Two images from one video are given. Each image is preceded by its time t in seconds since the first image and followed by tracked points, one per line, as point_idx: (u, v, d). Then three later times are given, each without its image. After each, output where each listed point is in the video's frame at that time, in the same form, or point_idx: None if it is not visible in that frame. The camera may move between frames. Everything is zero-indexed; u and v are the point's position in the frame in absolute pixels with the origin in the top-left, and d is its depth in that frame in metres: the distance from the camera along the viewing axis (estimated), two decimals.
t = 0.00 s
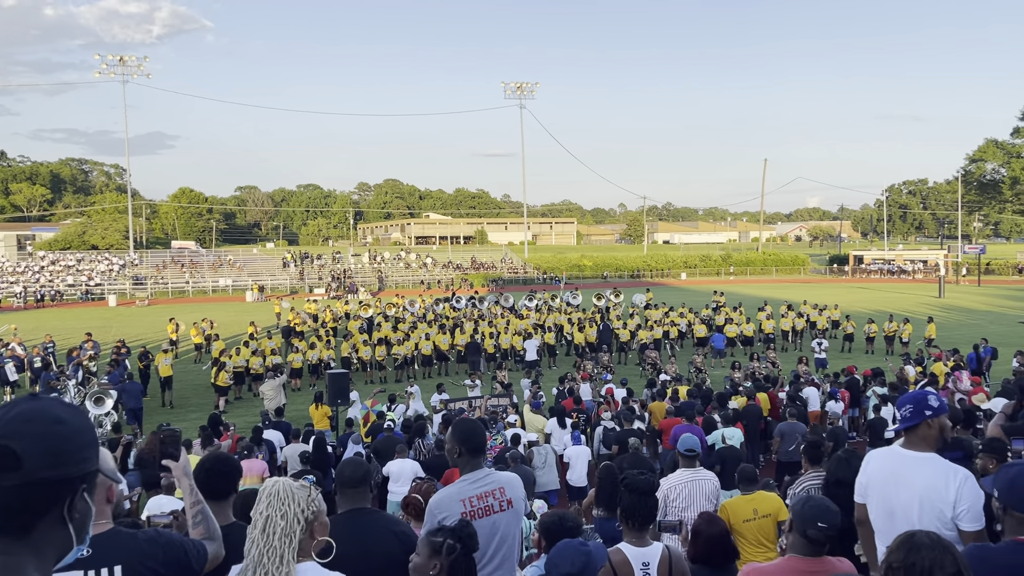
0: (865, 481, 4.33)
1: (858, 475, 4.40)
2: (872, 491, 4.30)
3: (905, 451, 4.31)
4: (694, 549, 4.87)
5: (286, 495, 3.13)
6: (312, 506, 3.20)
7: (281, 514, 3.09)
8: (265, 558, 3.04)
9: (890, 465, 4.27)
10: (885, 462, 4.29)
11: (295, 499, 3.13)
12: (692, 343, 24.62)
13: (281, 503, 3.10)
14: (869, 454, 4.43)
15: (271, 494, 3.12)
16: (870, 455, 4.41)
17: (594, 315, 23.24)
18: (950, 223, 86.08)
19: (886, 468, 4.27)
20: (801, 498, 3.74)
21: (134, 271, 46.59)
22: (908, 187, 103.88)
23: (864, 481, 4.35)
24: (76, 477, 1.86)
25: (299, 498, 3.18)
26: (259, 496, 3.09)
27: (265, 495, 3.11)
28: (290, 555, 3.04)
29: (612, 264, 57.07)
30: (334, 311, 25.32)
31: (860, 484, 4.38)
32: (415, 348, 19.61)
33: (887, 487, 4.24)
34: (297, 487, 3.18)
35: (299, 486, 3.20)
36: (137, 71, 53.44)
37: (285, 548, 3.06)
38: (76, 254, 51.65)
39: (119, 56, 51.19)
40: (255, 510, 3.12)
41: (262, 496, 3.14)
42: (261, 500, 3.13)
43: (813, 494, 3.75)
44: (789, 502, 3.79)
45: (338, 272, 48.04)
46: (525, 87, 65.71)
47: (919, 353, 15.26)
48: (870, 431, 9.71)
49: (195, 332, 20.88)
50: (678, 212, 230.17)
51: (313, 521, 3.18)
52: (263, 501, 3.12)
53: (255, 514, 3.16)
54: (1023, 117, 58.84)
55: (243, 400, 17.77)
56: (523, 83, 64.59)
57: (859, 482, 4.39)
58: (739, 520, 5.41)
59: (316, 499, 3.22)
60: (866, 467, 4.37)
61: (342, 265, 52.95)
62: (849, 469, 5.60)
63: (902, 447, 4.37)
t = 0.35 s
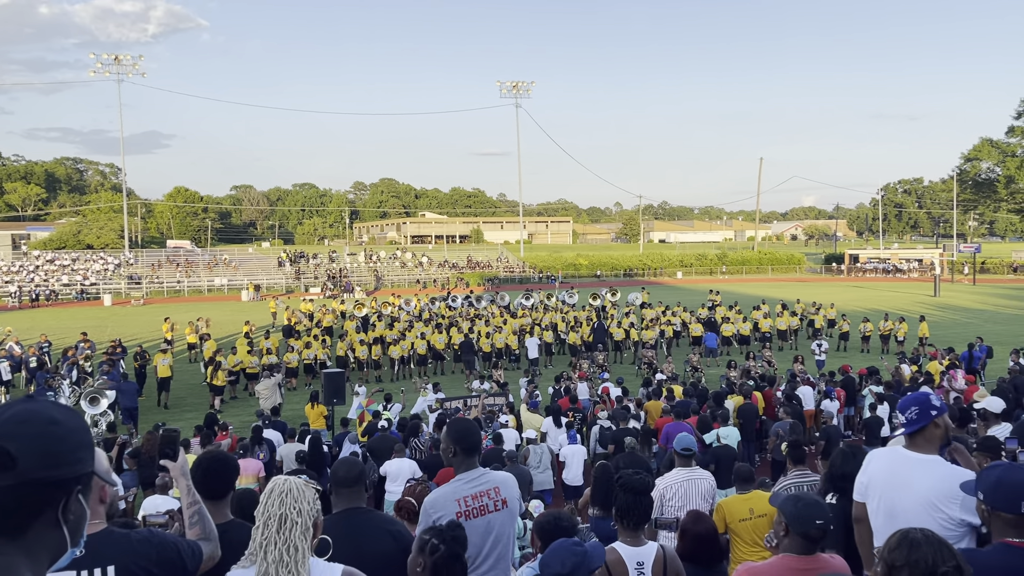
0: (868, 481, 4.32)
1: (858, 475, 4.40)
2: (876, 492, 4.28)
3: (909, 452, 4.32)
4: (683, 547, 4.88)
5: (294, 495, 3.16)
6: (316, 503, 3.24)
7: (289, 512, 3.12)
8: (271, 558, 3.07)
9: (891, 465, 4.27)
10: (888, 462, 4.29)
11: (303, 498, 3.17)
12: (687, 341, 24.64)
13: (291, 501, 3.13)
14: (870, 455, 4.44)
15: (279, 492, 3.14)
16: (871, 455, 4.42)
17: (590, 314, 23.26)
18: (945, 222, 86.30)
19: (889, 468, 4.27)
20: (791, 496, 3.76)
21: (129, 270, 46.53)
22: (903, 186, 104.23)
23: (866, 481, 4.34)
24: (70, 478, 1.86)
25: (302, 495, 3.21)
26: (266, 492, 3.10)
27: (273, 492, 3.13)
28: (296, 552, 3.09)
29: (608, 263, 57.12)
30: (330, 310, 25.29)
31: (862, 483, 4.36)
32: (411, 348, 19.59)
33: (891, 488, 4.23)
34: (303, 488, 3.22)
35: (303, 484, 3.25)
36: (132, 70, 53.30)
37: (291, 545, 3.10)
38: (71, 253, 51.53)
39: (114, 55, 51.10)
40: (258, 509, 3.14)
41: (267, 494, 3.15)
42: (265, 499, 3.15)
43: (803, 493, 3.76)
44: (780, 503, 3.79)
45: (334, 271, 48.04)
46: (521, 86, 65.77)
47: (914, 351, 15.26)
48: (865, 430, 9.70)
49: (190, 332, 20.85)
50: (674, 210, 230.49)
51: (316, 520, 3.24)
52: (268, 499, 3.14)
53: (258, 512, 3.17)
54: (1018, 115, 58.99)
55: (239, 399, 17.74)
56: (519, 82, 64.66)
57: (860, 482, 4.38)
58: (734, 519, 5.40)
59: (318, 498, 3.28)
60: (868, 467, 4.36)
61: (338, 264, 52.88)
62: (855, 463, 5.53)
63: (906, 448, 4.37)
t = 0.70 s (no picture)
0: (875, 484, 4.29)
1: (864, 479, 4.36)
2: (883, 495, 4.26)
3: (915, 453, 4.33)
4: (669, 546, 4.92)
5: (310, 494, 3.19)
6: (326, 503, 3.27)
7: (306, 510, 3.15)
8: (285, 558, 3.10)
9: (898, 467, 4.27)
10: (894, 463, 4.30)
11: (318, 496, 3.21)
12: (684, 340, 24.66)
13: (309, 500, 3.17)
14: (874, 456, 4.42)
15: (296, 490, 3.16)
16: (876, 458, 4.39)
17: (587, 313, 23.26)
18: (942, 221, 86.47)
19: (896, 471, 4.26)
20: (785, 495, 3.76)
21: (126, 269, 46.51)
22: (901, 186, 104.41)
23: (873, 485, 4.30)
24: (80, 476, 1.87)
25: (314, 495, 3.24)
26: (283, 489, 3.11)
27: (290, 491, 3.15)
28: (311, 551, 3.13)
29: (606, 262, 57.19)
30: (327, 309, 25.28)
31: (867, 487, 4.33)
32: (409, 347, 19.58)
33: (900, 491, 4.21)
34: (317, 486, 3.26)
35: (316, 482, 3.28)
36: (130, 68, 53.15)
37: (307, 543, 3.14)
38: (68, 252, 51.47)
39: (111, 53, 51.03)
40: (271, 507, 3.15)
41: (280, 492, 3.17)
42: (279, 496, 3.16)
43: (796, 491, 3.77)
44: (776, 502, 3.80)
45: (331, 270, 48.07)
46: (519, 86, 65.76)
47: (912, 351, 15.26)
48: (863, 429, 9.70)
49: (188, 330, 20.86)
50: (673, 209, 230.81)
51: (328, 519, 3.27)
52: (283, 496, 3.15)
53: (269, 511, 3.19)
54: (1015, 115, 59.08)
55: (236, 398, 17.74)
56: (517, 81, 64.72)
57: (866, 485, 4.34)
58: (733, 519, 5.40)
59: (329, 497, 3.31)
60: (874, 470, 4.33)
61: (335, 263, 52.85)
62: (850, 461, 5.51)
63: (910, 449, 4.40)
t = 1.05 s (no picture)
0: (883, 486, 4.30)
1: (871, 481, 4.37)
2: (890, 497, 4.27)
3: (919, 453, 4.37)
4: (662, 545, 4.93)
5: (327, 496, 3.26)
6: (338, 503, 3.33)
7: (321, 511, 3.22)
8: (302, 554, 3.16)
9: (904, 469, 4.29)
10: (900, 464, 4.31)
11: (333, 496, 3.28)
12: (681, 340, 24.67)
13: (325, 500, 3.24)
14: (880, 459, 4.43)
15: (316, 491, 3.24)
16: (881, 460, 4.41)
17: (584, 312, 23.28)
18: (939, 222, 86.62)
19: (903, 473, 4.28)
20: (788, 494, 3.75)
21: (123, 267, 46.43)
22: (898, 185, 104.65)
23: (881, 487, 4.31)
24: (87, 469, 1.85)
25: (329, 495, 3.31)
26: (306, 489, 3.18)
27: (309, 491, 3.22)
28: (328, 548, 3.20)
29: (603, 261, 57.20)
30: (324, 307, 25.26)
31: (873, 489, 4.33)
32: (406, 345, 19.60)
33: (906, 492, 4.23)
34: (332, 487, 3.31)
35: (329, 484, 3.33)
36: (127, 66, 53.02)
37: (323, 542, 3.20)
38: (66, 250, 51.42)
39: (109, 51, 50.92)
40: (287, 506, 3.20)
41: (296, 493, 3.23)
42: (298, 496, 3.22)
43: (799, 489, 3.77)
44: (778, 500, 3.79)
45: (329, 269, 48.05)
46: (517, 85, 65.75)
47: (909, 350, 15.28)
48: (859, 429, 9.71)
49: (185, 328, 20.83)
50: (670, 209, 230.97)
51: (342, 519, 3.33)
52: (300, 497, 3.22)
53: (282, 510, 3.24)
54: (1012, 115, 59.22)
55: (234, 397, 17.73)
56: (515, 80, 64.71)
57: (872, 488, 4.35)
58: (732, 517, 5.41)
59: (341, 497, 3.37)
60: (882, 472, 4.34)
61: (333, 262, 52.78)
62: (850, 461, 5.44)
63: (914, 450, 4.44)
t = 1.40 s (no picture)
0: (891, 488, 4.31)
1: (879, 482, 4.38)
2: (898, 498, 4.28)
3: (927, 454, 4.38)
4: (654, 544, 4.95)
5: (318, 491, 3.28)
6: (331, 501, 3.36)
7: (317, 507, 3.24)
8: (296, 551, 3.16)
9: (913, 471, 4.30)
10: (909, 465, 4.32)
11: (326, 494, 3.31)
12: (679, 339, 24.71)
13: (319, 496, 3.27)
14: (888, 460, 4.44)
15: (309, 488, 3.27)
16: (887, 461, 4.42)
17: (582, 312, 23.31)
18: (936, 222, 86.86)
19: (913, 474, 4.29)
20: (788, 493, 3.75)
21: (120, 266, 46.30)
22: (895, 185, 104.94)
23: (889, 489, 4.32)
24: (82, 468, 1.85)
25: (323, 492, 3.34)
26: (297, 486, 3.22)
27: (301, 488, 3.25)
28: (322, 546, 3.21)
29: (601, 261, 57.22)
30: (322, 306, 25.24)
31: (881, 490, 4.35)
32: (403, 345, 19.60)
33: (914, 494, 4.24)
34: (325, 485, 3.34)
35: (323, 482, 3.36)
36: (124, 65, 52.74)
37: (318, 538, 3.21)
38: (62, 249, 51.26)
39: (105, 49, 50.75)
40: (279, 502, 3.22)
41: (288, 489, 3.27)
42: (291, 493, 3.25)
43: (800, 488, 3.76)
44: (777, 499, 3.79)
45: (326, 268, 47.98)
46: (514, 84, 65.71)
47: (905, 350, 15.33)
48: (855, 429, 9.76)
49: (181, 327, 20.79)
50: (667, 209, 231.37)
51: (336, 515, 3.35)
52: (293, 494, 3.24)
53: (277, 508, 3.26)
54: (1009, 116, 59.39)
55: (231, 396, 17.71)
56: (512, 80, 64.66)
57: (879, 489, 4.36)
58: (729, 517, 5.41)
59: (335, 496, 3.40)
60: (890, 474, 4.34)
61: (330, 261, 52.71)
62: (827, 465, 5.51)
63: (920, 451, 4.46)
